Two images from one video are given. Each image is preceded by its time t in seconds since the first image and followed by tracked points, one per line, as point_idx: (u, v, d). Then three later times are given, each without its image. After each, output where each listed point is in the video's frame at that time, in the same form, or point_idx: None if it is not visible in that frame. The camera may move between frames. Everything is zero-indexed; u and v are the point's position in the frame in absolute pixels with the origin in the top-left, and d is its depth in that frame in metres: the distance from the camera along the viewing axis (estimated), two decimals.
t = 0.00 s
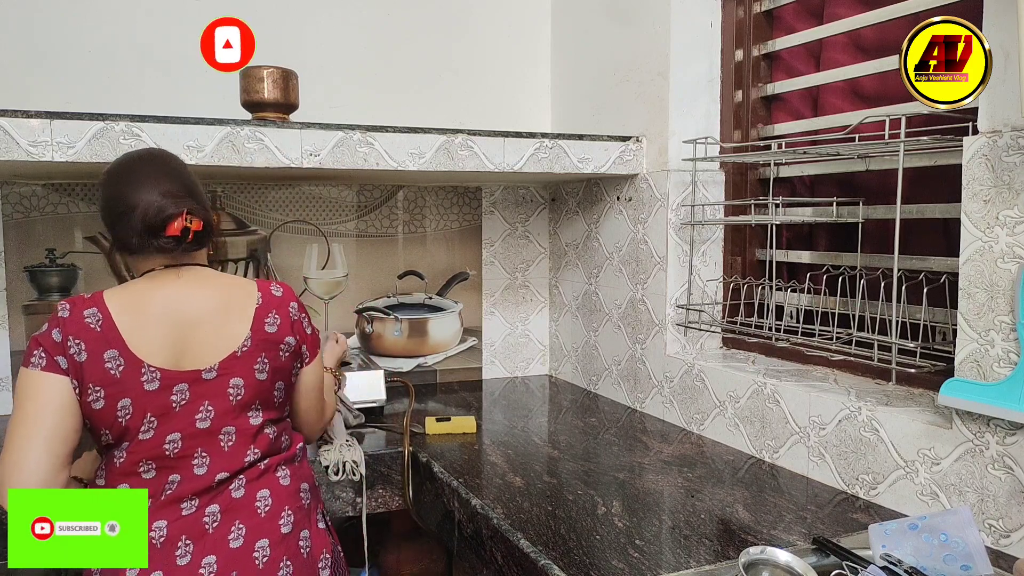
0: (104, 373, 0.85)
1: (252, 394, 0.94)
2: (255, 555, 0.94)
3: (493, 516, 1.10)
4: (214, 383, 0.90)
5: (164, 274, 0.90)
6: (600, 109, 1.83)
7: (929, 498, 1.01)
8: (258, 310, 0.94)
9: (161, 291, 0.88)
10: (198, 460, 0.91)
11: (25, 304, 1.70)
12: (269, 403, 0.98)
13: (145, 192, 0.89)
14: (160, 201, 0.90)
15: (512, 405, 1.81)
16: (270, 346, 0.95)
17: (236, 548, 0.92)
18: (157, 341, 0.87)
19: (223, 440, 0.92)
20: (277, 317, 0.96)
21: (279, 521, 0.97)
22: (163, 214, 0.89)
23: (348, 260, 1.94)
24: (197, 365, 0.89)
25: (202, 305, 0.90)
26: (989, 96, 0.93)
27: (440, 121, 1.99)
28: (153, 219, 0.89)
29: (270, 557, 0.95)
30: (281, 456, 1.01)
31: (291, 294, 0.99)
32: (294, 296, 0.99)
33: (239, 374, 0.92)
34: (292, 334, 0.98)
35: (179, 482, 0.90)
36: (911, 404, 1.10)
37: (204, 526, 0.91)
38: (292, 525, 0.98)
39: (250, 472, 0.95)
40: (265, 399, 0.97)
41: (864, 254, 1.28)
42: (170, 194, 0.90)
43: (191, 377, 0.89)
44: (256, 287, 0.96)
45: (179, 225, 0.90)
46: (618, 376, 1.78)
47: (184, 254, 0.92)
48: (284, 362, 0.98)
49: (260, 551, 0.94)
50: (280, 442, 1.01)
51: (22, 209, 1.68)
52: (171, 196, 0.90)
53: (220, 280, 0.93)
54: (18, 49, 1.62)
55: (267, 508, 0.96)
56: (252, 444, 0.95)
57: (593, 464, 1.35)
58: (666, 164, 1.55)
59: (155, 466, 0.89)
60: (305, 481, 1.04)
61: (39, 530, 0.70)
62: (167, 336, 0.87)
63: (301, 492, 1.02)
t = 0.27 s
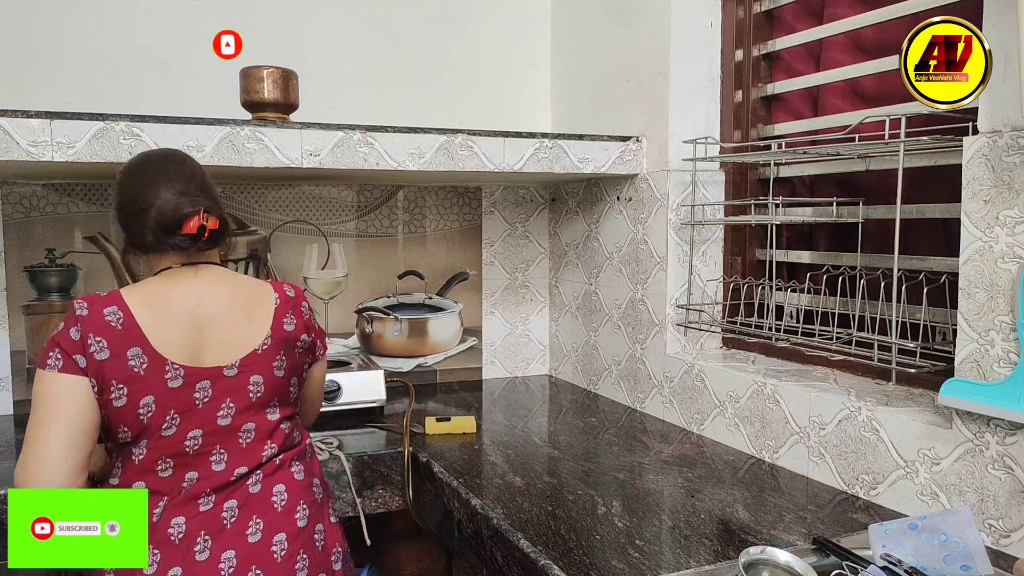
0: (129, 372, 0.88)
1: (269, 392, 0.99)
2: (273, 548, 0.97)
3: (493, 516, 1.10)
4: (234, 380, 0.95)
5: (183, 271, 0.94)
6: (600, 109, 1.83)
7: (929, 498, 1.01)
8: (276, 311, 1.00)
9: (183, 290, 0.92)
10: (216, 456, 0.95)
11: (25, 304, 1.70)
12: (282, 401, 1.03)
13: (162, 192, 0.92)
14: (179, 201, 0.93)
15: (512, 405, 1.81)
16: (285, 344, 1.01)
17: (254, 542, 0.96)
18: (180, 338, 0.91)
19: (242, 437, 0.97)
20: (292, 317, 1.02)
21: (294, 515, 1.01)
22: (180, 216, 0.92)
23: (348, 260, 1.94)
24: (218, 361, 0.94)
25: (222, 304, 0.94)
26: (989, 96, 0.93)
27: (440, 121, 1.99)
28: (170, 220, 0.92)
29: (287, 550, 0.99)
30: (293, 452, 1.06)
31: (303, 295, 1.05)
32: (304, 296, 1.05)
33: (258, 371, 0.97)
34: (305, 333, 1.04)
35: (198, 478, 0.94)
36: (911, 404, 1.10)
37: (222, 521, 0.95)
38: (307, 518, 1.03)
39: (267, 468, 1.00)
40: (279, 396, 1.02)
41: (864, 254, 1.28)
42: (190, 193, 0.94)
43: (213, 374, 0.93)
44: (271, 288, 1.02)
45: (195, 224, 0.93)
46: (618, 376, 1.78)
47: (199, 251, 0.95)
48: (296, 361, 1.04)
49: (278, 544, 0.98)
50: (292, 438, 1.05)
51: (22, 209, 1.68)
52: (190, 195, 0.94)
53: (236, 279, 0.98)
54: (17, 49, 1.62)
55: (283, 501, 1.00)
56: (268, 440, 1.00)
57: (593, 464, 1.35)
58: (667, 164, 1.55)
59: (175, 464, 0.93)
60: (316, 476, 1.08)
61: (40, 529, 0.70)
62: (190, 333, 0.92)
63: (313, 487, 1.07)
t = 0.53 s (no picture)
0: (117, 381, 0.89)
1: (263, 395, 0.98)
2: (272, 549, 0.98)
3: (493, 516, 1.10)
4: (225, 385, 0.94)
5: (173, 277, 0.94)
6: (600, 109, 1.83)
7: (929, 498, 1.01)
8: (267, 312, 0.99)
9: (170, 296, 0.92)
10: (211, 461, 0.95)
11: (25, 304, 1.70)
12: (278, 403, 1.02)
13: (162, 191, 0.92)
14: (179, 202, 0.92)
15: (512, 405, 1.81)
16: (278, 345, 1.00)
17: (254, 544, 0.97)
18: (167, 345, 0.91)
19: (237, 441, 0.96)
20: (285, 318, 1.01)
21: (294, 516, 1.01)
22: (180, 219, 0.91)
23: (348, 260, 1.94)
24: (207, 367, 0.93)
25: (210, 308, 0.93)
26: (989, 96, 0.93)
27: (440, 121, 1.99)
28: (171, 224, 0.91)
29: (287, 551, 0.99)
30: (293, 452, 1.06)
31: (297, 294, 1.04)
32: (298, 292, 1.04)
33: (250, 375, 0.96)
34: (298, 332, 1.04)
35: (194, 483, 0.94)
36: (911, 404, 1.10)
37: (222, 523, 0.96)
38: (306, 519, 1.03)
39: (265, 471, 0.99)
40: (275, 399, 1.01)
41: (864, 254, 1.28)
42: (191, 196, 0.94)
43: (202, 380, 0.92)
44: (264, 288, 1.00)
45: (197, 232, 0.93)
46: (618, 376, 1.78)
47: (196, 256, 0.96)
48: (291, 361, 1.03)
49: (277, 546, 0.98)
50: (291, 440, 1.05)
51: (22, 209, 1.68)
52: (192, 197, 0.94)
53: (228, 282, 0.97)
54: (17, 49, 1.62)
55: (282, 503, 1.00)
56: (264, 443, 1.00)
57: (593, 464, 1.35)
58: (667, 164, 1.55)
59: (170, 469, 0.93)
60: (316, 476, 1.09)
61: (43, 528, 0.83)
62: (178, 340, 0.91)
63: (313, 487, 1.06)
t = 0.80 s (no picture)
0: (115, 377, 0.90)
1: (261, 398, 0.98)
2: (267, 551, 0.98)
3: (493, 516, 1.10)
4: (222, 386, 0.94)
5: (180, 277, 0.94)
6: (600, 109, 1.83)
7: (929, 498, 1.01)
8: (270, 316, 0.98)
9: (172, 295, 0.92)
10: (206, 461, 0.95)
11: (25, 304, 1.70)
12: (277, 406, 1.02)
13: (180, 191, 0.94)
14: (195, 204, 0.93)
15: (512, 405, 1.81)
16: (279, 349, 0.99)
17: (248, 545, 0.97)
18: (165, 343, 0.91)
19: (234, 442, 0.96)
20: (288, 322, 1.00)
21: (289, 518, 1.01)
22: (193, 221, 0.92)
23: (348, 260, 1.94)
24: (204, 367, 0.93)
25: (211, 309, 0.93)
26: (989, 96, 0.93)
27: (440, 121, 1.99)
28: (183, 224, 0.92)
29: (281, 552, 0.99)
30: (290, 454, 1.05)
31: (302, 298, 1.03)
32: (303, 297, 1.03)
33: (247, 378, 0.96)
34: (300, 337, 1.02)
35: (189, 482, 0.94)
36: (911, 404, 1.10)
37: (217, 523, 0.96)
38: (301, 521, 1.03)
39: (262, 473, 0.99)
40: (274, 401, 1.01)
41: (864, 254, 1.28)
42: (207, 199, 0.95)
43: (199, 379, 0.92)
44: (268, 292, 1.00)
45: (207, 234, 0.93)
46: (618, 376, 1.78)
47: (203, 258, 0.96)
48: (292, 365, 1.03)
49: (272, 547, 0.98)
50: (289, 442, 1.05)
51: (22, 209, 1.68)
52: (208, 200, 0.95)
53: (234, 283, 0.97)
54: (17, 49, 1.62)
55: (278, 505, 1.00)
56: (261, 445, 0.99)
57: (593, 464, 1.35)
58: (666, 164, 1.55)
59: (166, 468, 0.93)
60: (313, 478, 1.08)
61: (40, 529, 0.84)
62: (176, 339, 0.91)
63: (310, 489, 1.06)
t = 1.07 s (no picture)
0: (143, 364, 0.90)
1: (286, 398, 0.96)
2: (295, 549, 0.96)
3: (493, 516, 1.10)
4: (247, 382, 0.92)
5: (213, 271, 0.93)
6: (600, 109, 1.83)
7: (929, 498, 1.01)
8: (295, 317, 0.96)
9: (200, 287, 0.91)
10: (228, 458, 0.93)
11: (25, 304, 1.70)
12: (302, 406, 0.99)
13: (221, 187, 0.92)
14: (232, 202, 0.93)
15: (512, 405, 1.81)
16: (304, 350, 0.96)
17: (277, 543, 0.95)
18: (192, 335, 0.90)
19: (257, 439, 0.94)
20: (315, 324, 0.97)
21: (315, 517, 0.99)
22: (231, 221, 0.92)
23: (348, 260, 1.94)
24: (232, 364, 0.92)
25: (237, 304, 0.91)
26: (989, 96, 0.93)
27: (440, 121, 1.99)
28: (221, 223, 0.92)
29: (309, 552, 0.97)
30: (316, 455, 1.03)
31: (330, 300, 1.00)
32: (332, 300, 1.00)
33: (272, 377, 0.94)
34: (328, 340, 1.00)
35: (213, 478, 0.93)
36: (911, 404, 1.10)
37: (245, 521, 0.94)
38: (327, 521, 1.01)
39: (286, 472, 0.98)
40: (299, 402, 0.98)
41: (864, 254, 1.28)
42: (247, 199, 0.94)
43: (223, 374, 0.91)
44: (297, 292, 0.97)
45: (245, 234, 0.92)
46: (618, 376, 1.78)
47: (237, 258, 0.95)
48: (319, 367, 1.00)
49: (301, 546, 0.97)
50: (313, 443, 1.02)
51: (22, 209, 1.68)
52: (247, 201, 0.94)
53: (262, 282, 0.95)
54: (17, 49, 1.62)
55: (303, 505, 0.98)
56: (285, 444, 0.97)
57: (593, 464, 1.35)
58: (666, 164, 1.55)
59: (189, 463, 0.92)
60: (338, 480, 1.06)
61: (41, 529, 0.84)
62: (203, 331, 0.90)
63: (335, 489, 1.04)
